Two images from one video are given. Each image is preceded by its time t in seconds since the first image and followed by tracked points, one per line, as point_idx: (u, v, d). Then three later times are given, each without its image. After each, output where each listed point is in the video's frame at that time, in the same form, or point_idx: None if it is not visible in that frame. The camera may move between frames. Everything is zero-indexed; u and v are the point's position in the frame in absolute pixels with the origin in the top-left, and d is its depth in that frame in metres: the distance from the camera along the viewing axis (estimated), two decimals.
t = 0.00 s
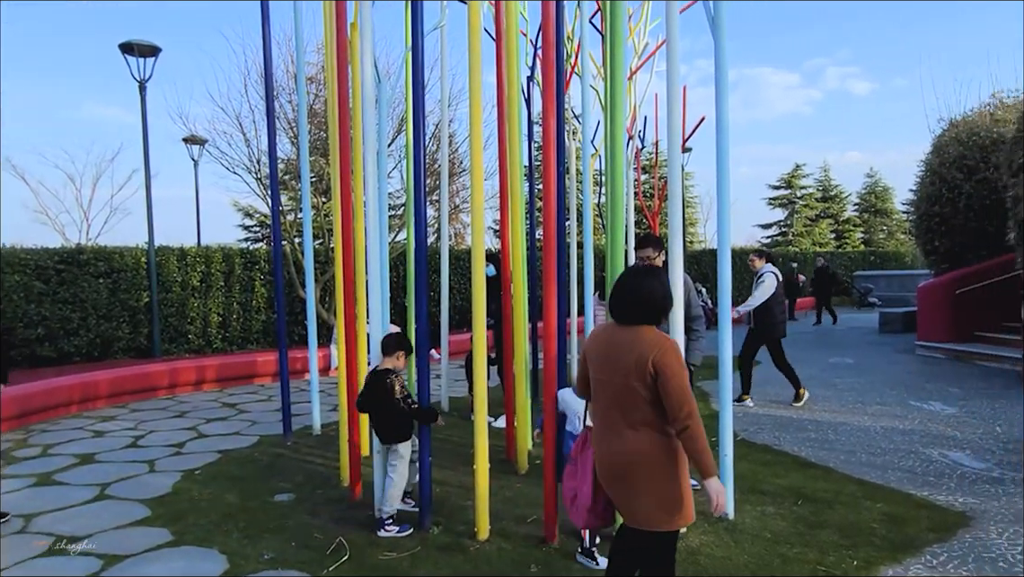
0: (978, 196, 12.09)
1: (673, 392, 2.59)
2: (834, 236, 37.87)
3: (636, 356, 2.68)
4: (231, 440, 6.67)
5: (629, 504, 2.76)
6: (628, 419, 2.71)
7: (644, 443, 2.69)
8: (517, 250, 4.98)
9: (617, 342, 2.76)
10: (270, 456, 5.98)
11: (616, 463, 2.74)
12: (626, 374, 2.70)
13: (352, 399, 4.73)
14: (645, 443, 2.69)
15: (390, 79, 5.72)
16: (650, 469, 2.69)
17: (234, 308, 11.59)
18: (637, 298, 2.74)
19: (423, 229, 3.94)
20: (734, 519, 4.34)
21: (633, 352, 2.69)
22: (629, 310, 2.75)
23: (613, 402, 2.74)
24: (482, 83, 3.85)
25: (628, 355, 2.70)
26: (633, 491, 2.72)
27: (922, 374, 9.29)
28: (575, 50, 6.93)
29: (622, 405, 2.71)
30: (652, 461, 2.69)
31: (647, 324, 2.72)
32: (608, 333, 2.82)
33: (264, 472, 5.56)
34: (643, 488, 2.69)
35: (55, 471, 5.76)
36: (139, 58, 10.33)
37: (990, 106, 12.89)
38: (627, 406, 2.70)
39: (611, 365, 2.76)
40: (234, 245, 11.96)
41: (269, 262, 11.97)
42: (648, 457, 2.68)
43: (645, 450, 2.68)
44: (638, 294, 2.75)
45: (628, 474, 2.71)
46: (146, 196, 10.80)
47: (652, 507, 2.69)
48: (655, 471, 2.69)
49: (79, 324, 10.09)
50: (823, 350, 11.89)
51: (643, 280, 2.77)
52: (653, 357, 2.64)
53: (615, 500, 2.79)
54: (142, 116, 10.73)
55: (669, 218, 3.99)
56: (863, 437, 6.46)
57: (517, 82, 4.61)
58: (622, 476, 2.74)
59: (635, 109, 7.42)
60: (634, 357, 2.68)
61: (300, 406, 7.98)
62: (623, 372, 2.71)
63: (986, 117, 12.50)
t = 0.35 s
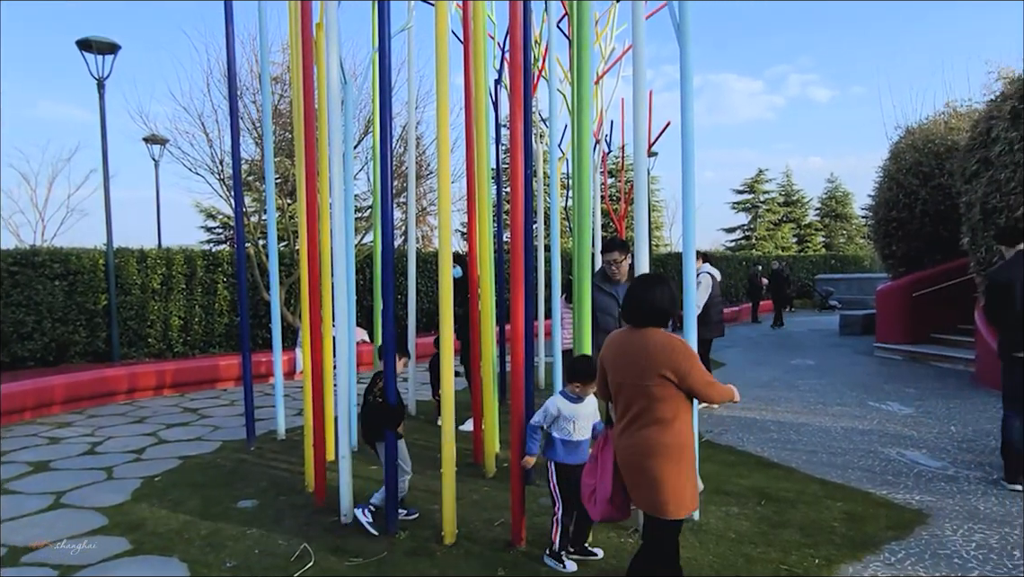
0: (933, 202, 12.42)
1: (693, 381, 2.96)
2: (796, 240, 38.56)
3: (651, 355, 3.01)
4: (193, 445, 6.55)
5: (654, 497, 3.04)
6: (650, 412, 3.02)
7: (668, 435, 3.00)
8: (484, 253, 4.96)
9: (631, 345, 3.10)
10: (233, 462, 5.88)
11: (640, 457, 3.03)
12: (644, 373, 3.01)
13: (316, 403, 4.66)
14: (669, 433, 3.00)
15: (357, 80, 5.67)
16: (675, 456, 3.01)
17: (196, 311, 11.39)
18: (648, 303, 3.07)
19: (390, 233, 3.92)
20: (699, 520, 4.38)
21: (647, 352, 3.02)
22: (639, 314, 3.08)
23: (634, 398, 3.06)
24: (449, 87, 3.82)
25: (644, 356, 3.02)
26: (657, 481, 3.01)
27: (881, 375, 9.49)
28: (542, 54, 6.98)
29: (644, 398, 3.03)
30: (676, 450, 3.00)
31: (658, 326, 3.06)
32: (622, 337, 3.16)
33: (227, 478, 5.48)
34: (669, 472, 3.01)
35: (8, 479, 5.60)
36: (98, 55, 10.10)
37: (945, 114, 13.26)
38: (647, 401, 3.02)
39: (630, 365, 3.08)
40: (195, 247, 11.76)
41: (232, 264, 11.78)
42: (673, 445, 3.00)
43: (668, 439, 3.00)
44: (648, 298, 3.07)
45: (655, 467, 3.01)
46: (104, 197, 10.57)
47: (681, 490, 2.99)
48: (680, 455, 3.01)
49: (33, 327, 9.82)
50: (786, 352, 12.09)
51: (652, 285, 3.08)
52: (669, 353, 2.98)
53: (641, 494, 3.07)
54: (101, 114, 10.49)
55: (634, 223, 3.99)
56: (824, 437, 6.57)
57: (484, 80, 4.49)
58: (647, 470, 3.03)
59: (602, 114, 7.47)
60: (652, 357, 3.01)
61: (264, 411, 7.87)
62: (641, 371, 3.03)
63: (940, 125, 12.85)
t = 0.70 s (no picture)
0: (889, 207, 12.73)
1: (682, 371, 3.09)
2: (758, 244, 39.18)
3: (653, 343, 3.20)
4: (151, 451, 6.41)
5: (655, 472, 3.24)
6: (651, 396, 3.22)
7: (655, 418, 3.20)
8: (451, 254, 4.93)
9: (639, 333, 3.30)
10: (194, 468, 5.77)
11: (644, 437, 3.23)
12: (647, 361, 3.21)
13: (279, 406, 4.58)
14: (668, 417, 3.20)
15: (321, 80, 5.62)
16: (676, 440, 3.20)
17: (154, 315, 11.15)
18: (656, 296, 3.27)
19: (355, 235, 3.87)
20: (664, 520, 4.40)
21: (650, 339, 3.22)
22: (647, 304, 3.28)
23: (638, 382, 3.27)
24: (415, 88, 3.80)
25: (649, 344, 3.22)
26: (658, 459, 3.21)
27: (840, 376, 9.68)
28: (508, 57, 6.98)
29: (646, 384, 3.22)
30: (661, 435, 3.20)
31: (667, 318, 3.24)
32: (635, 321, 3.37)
33: (187, 484, 5.36)
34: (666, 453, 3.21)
35: None
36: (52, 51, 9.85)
37: (899, 121, 13.60)
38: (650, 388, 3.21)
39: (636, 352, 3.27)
40: (154, 249, 11.52)
41: (192, 266, 11.55)
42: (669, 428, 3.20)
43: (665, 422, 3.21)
44: (655, 293, 3.26)
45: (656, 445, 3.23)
46: (59, 196, 10.30)
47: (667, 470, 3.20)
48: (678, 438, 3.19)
49: None
50: (748, 354, 12.27)
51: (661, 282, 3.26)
52: (669, 341, 3.14)
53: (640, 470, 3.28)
54: (55, 112, 10.23)
55: (600, 226, 4.00)
56: (785, 437, 6.67)
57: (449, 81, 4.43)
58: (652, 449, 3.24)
59: (567, 117, 7.51)
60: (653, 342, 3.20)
61: (225, 415, 7.74)
62: (642, 358, 3.24)
63: (895, 132, 13.18)
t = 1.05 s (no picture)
0: (854, 210, 12.95)
1: (712, 369, 3.34)
2: (727, 247, 39.64)
3: (684, 343, 3.44)
4: (116, 458, 6.27)
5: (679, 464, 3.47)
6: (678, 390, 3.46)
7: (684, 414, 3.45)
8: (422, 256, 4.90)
9: (663, 333, 3.55)
10: (160, 474, 5.66)
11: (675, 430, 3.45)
12: (676, 359, 3.45)
13: (247, 411, 4.51)
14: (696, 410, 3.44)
15: (290, 80, 5.56)
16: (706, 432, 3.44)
17: (119, 318, 10.93)
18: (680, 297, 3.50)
19: (325, 237, 3.81)
20: (636, 521, 4.41)
21: (679, 340, 3.46)
22: (672, 306, 3.52)
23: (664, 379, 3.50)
24: (385, 89, 3.75)
25: (676, 344, 3.46)
26: (683, 451, 3.45)
27: (808, 376, 9.81)
28: (479, 58, 6.96)
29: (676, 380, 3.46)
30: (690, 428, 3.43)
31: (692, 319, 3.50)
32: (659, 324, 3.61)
33: (153, 491, 5.26)
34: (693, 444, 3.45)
35: None
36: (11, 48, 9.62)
37: (864, 126, 13.86)
38: (678, 383, 3.46)
39: (663, 350, 3.51)
40: (119, 251, 11.30)
41: (157, 269, 11.33)
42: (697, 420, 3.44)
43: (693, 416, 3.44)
44: (677, 294, 3.50)
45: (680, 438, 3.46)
46: (18, 198, 10.06)
47: (701, 460, 3.43)
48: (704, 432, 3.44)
49: None
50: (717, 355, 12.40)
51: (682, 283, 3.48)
52: (702, 342, 3.39)
53: (662, 462, 3.51)
54: (15, 111, 9.99)
55: (572, 229, 3.99)
56: (755, 437, 6.73)
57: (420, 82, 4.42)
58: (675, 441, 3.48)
59: (538, 119, 7.52)
60: (683, 342, 3.44)
61: (192, 420, 7.60)
62: (669, 356, 3.48)
63: (860, 136, 13.42)
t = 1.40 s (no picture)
0: (814, 212, 13.18)
1: (717, 359, 3.59)
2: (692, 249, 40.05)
3: (678, 340, 3.62)
4: (72, 467, 6.11)
5: (677, 455, 3.59)
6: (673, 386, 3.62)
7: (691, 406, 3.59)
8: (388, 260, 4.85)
9: (654, 332, 3.72)
10: (118, 484, 5.53)
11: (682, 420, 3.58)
12: (672, 356, 3.62)
13: (208, 417, 4.42)
14: (692, 403, 3.60)
15: (251, 82, 5.48)
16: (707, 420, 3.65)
17: (76, 323, 10.67)
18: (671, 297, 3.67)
19: (289, 240, 3.74)
20: (603, 522, 4.42)
21: (672, 338, 3.64)
22: (668, 307, 3.68)
23: (659, 374, 3.66)
24: (350, 91, 3.71)
25: (670, 342, 3.63)
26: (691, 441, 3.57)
27: (772, 376, 9.94)
28: (445, 60, 6.94)
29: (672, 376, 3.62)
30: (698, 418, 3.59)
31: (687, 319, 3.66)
32: (652, 326, 3.74)
33: (111, 501, 5.14)
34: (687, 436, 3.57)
35: None
36: None
37: (823, 130, 14.12)
38: (672, 378, 3.62)
39: (658, 348, 3.68)
40: (75, 255, 11.03)
41: (115, 273, 11.10)
42: (692, 413, 3.58)
43: (688, 410, 3.58)
44: (672, 294, 3.65)
45: (674, 430, 3.59)
46: None
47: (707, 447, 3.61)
48: (702, 423, 3.60)
49: None
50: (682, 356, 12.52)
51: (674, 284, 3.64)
52: (704, 337, 3.61)
53: (670, 453, 3.62)
54: None
55: (539, 232, 3.99)
56: (720, 436, 6.80)
57: (385, 93, 4.23)
58: (669, 434, 3.61)
59: (505, 121, 7.51)
60: (678, 340, 3.62)
61: (151, 428, 7.45)
62: (664, 354, 3.65)
63: (820, 139, 13.67)
